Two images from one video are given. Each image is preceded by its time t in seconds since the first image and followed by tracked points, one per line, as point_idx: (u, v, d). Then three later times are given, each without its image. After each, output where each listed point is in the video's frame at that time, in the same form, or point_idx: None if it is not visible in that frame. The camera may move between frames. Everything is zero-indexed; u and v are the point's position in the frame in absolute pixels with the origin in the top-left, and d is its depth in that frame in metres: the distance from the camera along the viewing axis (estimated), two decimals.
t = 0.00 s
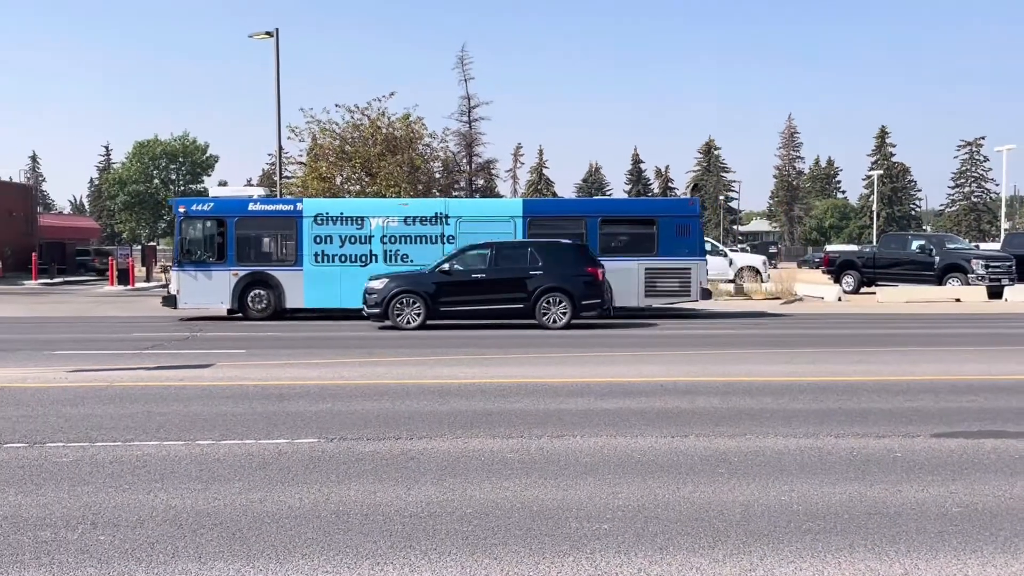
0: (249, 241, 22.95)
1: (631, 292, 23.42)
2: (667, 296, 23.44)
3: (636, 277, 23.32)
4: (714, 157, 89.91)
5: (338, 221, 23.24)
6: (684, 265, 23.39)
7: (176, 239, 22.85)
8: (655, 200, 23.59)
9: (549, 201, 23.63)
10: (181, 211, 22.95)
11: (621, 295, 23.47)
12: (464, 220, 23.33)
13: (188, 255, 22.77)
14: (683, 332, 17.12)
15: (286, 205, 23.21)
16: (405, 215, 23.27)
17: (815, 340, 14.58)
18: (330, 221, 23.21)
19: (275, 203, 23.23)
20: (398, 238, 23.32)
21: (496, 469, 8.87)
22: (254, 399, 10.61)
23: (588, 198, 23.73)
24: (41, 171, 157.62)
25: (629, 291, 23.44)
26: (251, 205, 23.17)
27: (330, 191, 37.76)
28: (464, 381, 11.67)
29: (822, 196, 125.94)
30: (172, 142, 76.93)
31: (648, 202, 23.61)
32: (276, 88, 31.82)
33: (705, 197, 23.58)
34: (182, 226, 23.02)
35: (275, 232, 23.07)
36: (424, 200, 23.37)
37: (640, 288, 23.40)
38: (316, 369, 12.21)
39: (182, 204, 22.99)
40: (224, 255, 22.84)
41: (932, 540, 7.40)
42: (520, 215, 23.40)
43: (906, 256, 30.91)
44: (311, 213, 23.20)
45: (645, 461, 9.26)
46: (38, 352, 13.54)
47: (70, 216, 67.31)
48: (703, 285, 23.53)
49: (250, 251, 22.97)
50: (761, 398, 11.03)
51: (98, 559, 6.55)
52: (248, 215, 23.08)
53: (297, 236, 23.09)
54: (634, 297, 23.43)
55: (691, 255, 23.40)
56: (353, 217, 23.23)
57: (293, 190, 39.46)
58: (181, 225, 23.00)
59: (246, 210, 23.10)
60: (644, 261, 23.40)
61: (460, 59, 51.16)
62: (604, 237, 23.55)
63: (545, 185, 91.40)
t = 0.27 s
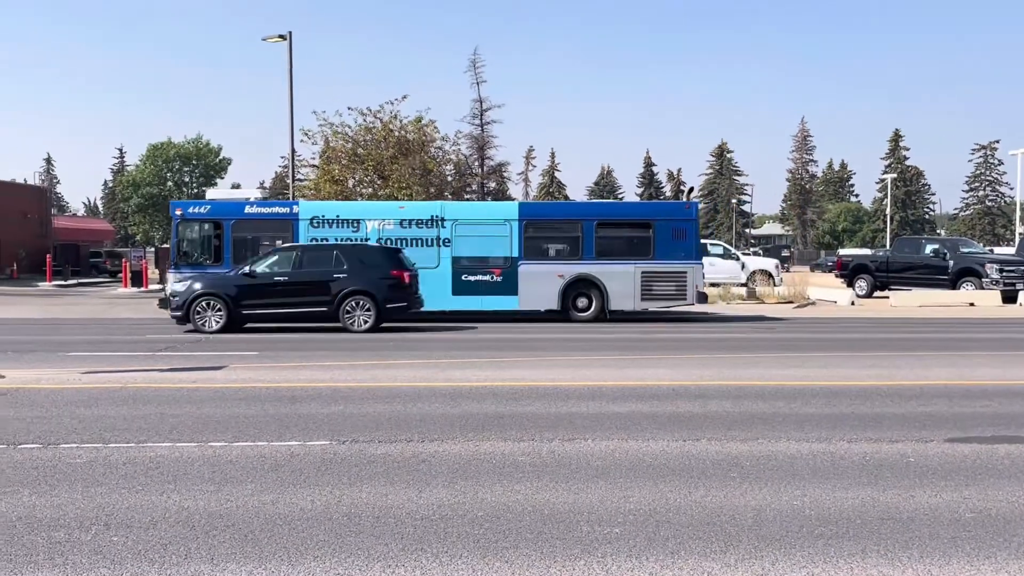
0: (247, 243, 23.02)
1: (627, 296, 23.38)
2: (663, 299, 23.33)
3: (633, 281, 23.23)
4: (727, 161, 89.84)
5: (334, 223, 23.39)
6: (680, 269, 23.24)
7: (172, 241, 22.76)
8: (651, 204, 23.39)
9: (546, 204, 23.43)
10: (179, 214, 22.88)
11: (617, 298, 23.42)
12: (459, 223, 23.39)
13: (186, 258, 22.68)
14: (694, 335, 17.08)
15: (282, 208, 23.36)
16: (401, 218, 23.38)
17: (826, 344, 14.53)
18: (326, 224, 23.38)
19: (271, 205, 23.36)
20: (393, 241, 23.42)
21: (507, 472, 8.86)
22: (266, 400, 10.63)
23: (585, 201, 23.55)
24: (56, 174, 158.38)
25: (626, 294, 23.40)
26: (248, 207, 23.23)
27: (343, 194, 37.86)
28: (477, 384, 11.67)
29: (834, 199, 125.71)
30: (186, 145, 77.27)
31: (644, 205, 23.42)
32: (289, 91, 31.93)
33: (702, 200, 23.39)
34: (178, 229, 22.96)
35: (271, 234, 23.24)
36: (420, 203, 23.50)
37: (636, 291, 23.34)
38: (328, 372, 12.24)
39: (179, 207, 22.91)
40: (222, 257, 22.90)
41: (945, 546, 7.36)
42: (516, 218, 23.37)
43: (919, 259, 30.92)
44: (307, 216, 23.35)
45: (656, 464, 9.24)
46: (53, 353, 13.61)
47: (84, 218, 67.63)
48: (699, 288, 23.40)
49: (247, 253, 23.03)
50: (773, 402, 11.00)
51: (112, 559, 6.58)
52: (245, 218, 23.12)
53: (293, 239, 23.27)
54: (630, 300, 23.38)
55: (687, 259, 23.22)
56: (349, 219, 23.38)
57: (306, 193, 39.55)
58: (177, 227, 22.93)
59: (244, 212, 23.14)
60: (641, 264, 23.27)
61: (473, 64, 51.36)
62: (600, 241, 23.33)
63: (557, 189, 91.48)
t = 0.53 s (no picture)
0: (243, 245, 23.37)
1: (622, 299, 23.35)
2: (659, 302, 23.31)
3: (629, 284, 23.21)
4: (738, 165, 89.80)
5: (331, 226, 23.43)
6: (677, 272, 23.23)
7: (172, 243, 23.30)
8: (647, 207, 23.48)
9: (542, 208, 23.56)
10: (177, 216, 23.48)
11: (613, 301, 23.40)
12: (455, 226, 23.37)
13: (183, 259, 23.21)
14: (705, 339, 17.08)
15: (280, 211, 23.62)
16: (397, 221, 23.37)
17: (837, 348, 14.52)
18: (323, 227, 23.42)
19: (269, 209, 23.66)
20: (390, 244, 23.37)
21: (517, 475, 8.88)
22: (279, 403, 10.68)
23: (581, 205, 23.69)
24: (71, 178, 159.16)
25: (622, 297, 23.38)
26: (246, 210, 23.60)
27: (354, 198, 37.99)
28: (488, 387, 11.69)
29: (846, 203, 125.54)
30: (198, 148, 77.58)
31: (640, 209, 23.52)
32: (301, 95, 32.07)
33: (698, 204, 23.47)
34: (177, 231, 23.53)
35: (269, 237, 23.43)
36: (416, 207, 23.49)
37: (631, 294, 23.31)
38: (339, 374, 12.28)
39: (177, 209, 23.49)
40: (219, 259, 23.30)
41: (956, 551, 7.35)
42: (512, 221, 23.41)
43: (930, 264, 30.85)
44: (304, 219, 23.49)
45: (665, 468, 9.24)
46: (66, 355, 13.69)
47: (97, 219, 67.96)
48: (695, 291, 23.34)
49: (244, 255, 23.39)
50: (784, 407, 10.99)
51: (125, 560, 6.62)
52: (242, 221, 23.49)
53: (290, 242, 23.42)
54: (626, 304, 23.36)
55: (683, 262, 23.23)
56: (346, 222, 23.44)
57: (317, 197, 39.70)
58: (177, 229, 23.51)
59: (241, 215, 23.52)
60: (637, 268, 23.27)
61: (483, 67, 51.47)
62: (596, 244, 23.42)
63: (568, 193, 91.57)
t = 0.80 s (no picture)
0: (245, 249, 23.41)
1: (619, 302, 23.54)
2: (654, 305, 23.52)
3: (624, 288, 23.39)
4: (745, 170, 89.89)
5: (331, 230, 23.57)
6: (672, 275, 23.44)
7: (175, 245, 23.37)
8: (642, 212, 23.70)
9: (538, 212, 23.74)
10: (181, 219, 23.51)
11: (609, 305, 23.58)
12: (454, 230, 23.52)
13: (186, 261, 23.30)
14: (714, 342, 17.20)
15: (282, 215, 23.65)
16: (397, 225, 23.55)
17: (845, 351, 14.63)
18: (324, 230, 23.56)
19: (271, 213, 23.70)
20: (389, 247, 23.53)
21: (527, 476, 9.02)
22: (292, 404, 10.84)
23: (577, 210, 23.85)
24: (86, 180, 160.01)
25: (618, 300, 23.56)
26: (248, 214, 23.63)
27: (367, 202, 38.22)
28: (499, 389, 11.83)
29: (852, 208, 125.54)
30: (212, 152, 77.98)
31: (636, 213, 23.72)
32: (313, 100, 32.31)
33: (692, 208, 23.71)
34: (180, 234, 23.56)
35: (270, 241, 23.47)
36: (415, 211, 23.66)
37: (627, 298, 23.51)
38: (351, 376, 12.44)
39: (180, 213, 23.52)
40: (222, 262, 23.37)
41: (960, 552, 7.46)
42: (509, 225, 23.57)
43: (936, 268, 30.92)
44: (305, 223, 23.60)
45: (673, 469, 9.37)
46: (83, 356, 13.89)
47: (112, 223, 68.46)
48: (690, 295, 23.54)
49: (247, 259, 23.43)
50: (791, 409, 11.12)
51: (143, 559, 6.73)
52: (245, 224, 23.53)
53: (292, 246, 23.49)
54: (621, 307, 23.54)
55: (678, 265, 23.45)
56: (346, 226, 23.58)
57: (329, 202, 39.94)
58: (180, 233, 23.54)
59: (244, 219, 23.56)
60: (633, 271, 23.46)
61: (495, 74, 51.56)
62: (592, 247, 23.58)
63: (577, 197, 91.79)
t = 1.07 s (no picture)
0: (251, 253, 23.66)
1: (614, 304, 23.74)
2: (649, 307, 23.73)
3: (620, 291, 23.61)
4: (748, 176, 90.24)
5: (335, 234, 23.85)
6: (667, 279, 23.65)
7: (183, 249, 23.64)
8: (639, 216, 23.92)
9: (537, 216, 23.99)
10: (189, 224, 23.78)
11: (604, 307, 23.79)
12: (455, 234, 23.80)
13: (194, 264, 23.57)
14: (722, 344, 17.43)
15: (287, 220, 23.89)
16: (399, 229, 23.83)
17: (850, 353, 14.86)
18: (328, 234, 23.81)
19: (277, 217, 23.93)
20: (391, 251, 23.82)
21: (536, 474, 9.26)
22: (308, 403, 11.12)
23: (575, 214, 24.10)
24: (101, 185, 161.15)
25: (613, 302, 23.76)
26: (255, 219, 23.88)
27: (379, 208, 38.56)
28: (508, 389, 12.09)
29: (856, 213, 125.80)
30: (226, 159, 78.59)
31: (632, 218, 23.94)
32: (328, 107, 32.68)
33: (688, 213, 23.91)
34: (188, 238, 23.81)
35: (276, 245, 23.72)
36: (417, 215, 23.94)
37: (623, 300, 23.72)
38: (364, 376, 12.72)
39: (189, 218, 23.78)
40: (229, 266, 23.63)
41: (958, 549, 7.68)
42: (508, 230, 23.87)
43: (935, 271, 31.01)
44: (310, 227, 23.82)
45: (679, 467, 9.61)
46: (104, 356, 14.21)
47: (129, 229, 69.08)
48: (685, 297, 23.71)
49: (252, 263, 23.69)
50: (794, 409, 11.35)
51: (165, 554, 6.82)
52: (251, 229, 23.78)
53: (297, 249, 23.75)
54: (616, 309, 23.74)
55: (673, 269, 23.65)
56: (349, 230, 23.86)
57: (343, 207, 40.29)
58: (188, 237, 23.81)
59: (250, 223, 23.80)
60: (628, 274, 23.69)
61: (504, 82, 51.90)
62: (589, 251, 23.82)
63: (584, 202, 92.17)
